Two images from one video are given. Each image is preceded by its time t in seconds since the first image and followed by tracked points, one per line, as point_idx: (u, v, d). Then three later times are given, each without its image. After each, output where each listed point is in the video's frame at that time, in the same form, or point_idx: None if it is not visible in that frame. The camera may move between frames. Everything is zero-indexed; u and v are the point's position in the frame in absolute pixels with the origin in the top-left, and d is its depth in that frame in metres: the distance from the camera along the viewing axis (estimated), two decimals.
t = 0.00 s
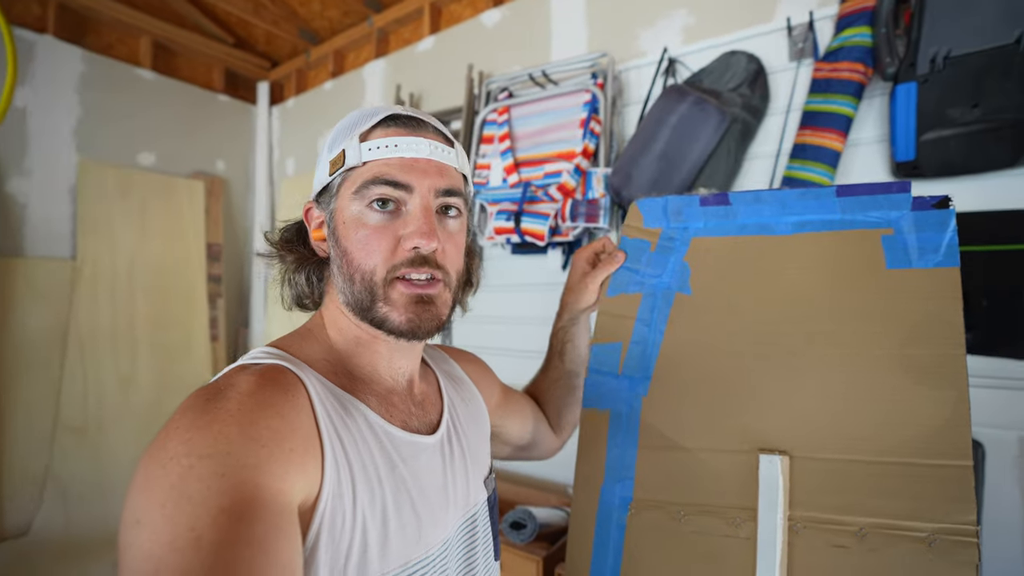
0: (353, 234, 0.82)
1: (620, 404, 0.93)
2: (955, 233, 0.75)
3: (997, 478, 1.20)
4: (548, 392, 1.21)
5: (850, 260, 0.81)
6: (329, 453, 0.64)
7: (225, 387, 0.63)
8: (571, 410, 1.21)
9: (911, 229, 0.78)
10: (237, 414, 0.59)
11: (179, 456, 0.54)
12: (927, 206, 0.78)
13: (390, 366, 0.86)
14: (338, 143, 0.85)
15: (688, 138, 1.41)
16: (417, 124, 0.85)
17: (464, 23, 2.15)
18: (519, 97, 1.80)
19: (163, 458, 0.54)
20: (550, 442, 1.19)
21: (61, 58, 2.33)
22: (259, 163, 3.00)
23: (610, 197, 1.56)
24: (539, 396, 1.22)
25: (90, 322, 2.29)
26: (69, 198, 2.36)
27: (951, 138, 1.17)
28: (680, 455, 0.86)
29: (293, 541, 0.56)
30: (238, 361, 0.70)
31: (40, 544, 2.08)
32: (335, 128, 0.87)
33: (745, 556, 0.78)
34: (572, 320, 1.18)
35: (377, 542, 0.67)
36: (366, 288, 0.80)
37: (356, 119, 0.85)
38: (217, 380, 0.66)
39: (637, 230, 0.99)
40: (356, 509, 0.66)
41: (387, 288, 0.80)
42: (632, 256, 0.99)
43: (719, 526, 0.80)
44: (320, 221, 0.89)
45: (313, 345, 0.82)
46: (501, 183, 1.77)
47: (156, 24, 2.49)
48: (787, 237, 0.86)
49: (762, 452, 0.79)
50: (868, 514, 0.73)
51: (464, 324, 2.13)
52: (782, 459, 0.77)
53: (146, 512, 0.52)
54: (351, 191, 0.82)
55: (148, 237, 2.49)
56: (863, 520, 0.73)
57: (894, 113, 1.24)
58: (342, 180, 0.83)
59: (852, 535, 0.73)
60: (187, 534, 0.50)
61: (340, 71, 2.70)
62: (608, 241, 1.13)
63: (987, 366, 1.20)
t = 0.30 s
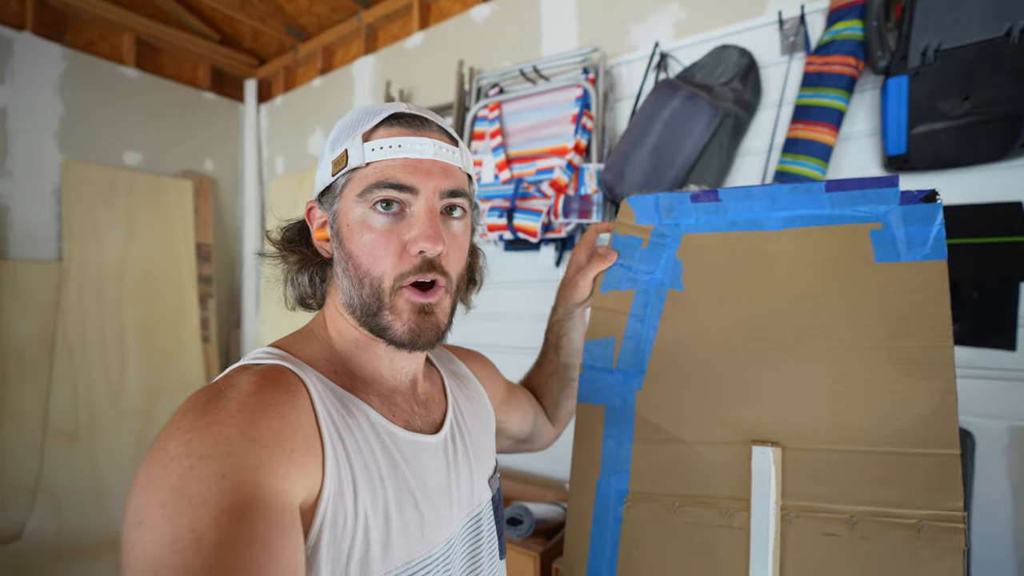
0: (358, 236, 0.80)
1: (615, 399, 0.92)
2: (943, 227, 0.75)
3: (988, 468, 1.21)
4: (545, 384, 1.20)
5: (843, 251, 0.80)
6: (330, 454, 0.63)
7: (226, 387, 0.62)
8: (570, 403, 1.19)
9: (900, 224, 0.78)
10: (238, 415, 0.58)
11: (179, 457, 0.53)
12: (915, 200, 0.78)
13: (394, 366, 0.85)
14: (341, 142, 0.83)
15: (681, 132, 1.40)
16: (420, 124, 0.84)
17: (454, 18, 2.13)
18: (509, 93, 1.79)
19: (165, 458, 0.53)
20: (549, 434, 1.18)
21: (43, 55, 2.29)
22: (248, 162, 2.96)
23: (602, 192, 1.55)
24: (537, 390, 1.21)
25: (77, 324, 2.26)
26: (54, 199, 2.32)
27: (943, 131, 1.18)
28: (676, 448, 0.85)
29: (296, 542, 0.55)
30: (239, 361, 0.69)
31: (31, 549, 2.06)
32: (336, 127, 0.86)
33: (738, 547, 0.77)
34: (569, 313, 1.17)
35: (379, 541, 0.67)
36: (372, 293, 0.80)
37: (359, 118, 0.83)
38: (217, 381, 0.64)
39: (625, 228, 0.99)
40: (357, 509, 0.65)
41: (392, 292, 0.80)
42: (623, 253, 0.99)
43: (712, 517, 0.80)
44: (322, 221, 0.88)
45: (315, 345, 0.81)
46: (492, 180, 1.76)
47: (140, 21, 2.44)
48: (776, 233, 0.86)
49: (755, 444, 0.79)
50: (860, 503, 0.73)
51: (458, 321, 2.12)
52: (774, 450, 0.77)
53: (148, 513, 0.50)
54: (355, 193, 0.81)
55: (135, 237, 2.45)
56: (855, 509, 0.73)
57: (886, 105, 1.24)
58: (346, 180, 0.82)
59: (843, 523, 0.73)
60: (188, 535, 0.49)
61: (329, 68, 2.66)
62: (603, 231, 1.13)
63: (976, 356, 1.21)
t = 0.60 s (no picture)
0: (356, 236, 0.79)
1: (619, 386, 0.93)
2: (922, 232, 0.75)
3: (992, 467, 1.20)
4: (540, 373, 1.19)
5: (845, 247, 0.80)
6: (329, 448, 0.63)
7: (222, 384, 0.62)
8: (559, 395, 1.19)
9: (882, 228, 0.78)
10: (235, 412, 0.58)
11: (177, 454, 0.53)
12: (896, 206, 0.78)
13: (390, 361, 0.85)
14: (334, 139, 0.82)
15: (685, 127, 1.39)
16: (416, 121, 0.84)
17: (457, 13, 2.12)
18: (512, 87, 1.78)
19: (163, 455, 0.53)
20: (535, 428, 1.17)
21: (48, 50, 2.30)
22: (252, 157, 2.97)
23: (606, 187, 1.54)
24: (529, 381, 1.20)
25: (83, 318, 2.27)
26: (60, 194, 2.34)
27: (951, 126, 1.16)
28: (675, 436, 0.86)
29: (294, 537, 0.55)
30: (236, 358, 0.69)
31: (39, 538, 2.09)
32: (329, 123, 0.85)
33: (732, 528, 0.78)
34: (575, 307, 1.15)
35: (380, 534, 0.67)
36: (371, 293, 0.79)
37: (354, 113, 0.82)
38: (213, 378, 0.64)
39: (632, 226, 0.99)
40: (357, 503, 0.65)
41: (391, 293, 0.79)
42: (629, 249, 0.99)
43: (709, 499, 0.81)
44: (317, 219, 0.87)
45: (311, 341, 0.81)
46: (495, 175, 1.75)
47: (145, 15, 2.45)
48: (769, 236, 0.86)
49: (747, 428, 0.80)
50: (845, 485, 0.74)
51: (459, 316, 2.12)
52: (766, 435, 0.78)
53: (147, 511, 0.51)
54: (351, 192, 0.80)
55: (140, 232, 2.46)
56: (840, 490, 0.74)
57: (893, 101, 1.23)
58: (341, 179, 0.81)
59: (830, 504, 0.74)
60: (186, 532, 0.49)
61: (332, 62, 2.66)
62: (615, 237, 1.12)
63: (979, 353, 1.20)
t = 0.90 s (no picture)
0: (409, 240, 0.81)
1: (643, 380, 0.98)
2: (922, 237, 0.79)
3: (1011, 471, 1.17)
4: (552, 360, 1.22)
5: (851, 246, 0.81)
6: (329, 446, 0.65)
7: (220, 387, 0.64)
8: (560, 391, 1.19)
9: (882, 234, 0.82)
10: (234, 413, 0.60)
11: (175, 457, 0.54)
12: (896, 214, 0.82)
13: (390, 358, 0.88)
14: (391, 139, 0.80)
15: (690, 133, 1.40)
16: (465, 140, 0.89)
17: (465, 24, 2.16)
18: (520, 95, 1.80)
19: (161, 459, 0.55)
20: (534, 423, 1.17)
21: (71, 68, 2.37)
22: (266, 169, 3.03)
23: (612, 193, 1.56)
24: (545, 366, 1.22)
25: (101, 328, 2.32)
26: (80, 207, 2.40)
27: (959, 126, 1.16)
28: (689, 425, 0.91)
29: (295, 534, 0.56)
30: (234, 361, 0.71)
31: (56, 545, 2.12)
32: (377, 115, 0.82)
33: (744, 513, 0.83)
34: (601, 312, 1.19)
35: (383, 529, 0.69)
36: (419, 296, 0.82)
37: (408, 120, 0.82)
38: (211, 381, 0.66)
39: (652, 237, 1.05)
40: (361, 499, 0.67)
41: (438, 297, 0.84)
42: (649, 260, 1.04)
43: (724, 484, 0.86)
44: (346, 215, 0.85)
45: (311, 342, 0.82)
46: (503, 182, 1.76)
47: (163, 33, 2.52)
48: (776, 246, 0.91)
49: (758, 418, 0.85)
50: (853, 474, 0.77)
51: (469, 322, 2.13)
52: (774, 424, 0.83)
53: (145, 514, 0.52)
54: (412, 198, 0.81)
55: (157, 243, 2.52)
56: (848, 479, 0.77)
57: (900, 101, 1.22)
58: (399, 184, 0.81)
59: (838, 491, 0.78)
60: (187, 535, 0.50)
61: (344, 75, 2.71)
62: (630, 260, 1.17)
63: (994, 353, 1.18)
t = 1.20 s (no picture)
0: (417, 244, 0.82)
1: (659, 378, 1.05)
2: (904, 250, 0.89)
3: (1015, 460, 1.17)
4: (568, 356, 1.22)
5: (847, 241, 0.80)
6: (326, 449, 0.65)
7: (217, 390, 0.64)
8: (570, 385, 1.19)
9: (870, 248, 0.92)
10: (230, 416, 0.60)
11: (171, 461, 0.54)
12: (880, 230, 0.92)
13: (387, 360, 0.88)
14: (407, 144, 0.81)
15: (686, 129, 1.39)
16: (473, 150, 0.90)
17: (460, 27, 2.16)
18: (515, 97, 1.80)
19: (157, 462, 0.55)
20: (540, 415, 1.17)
21: (68, 80, 2.39)
22: (265, 176, 3.04)
23: (609, 192, 1.55)
24: (558, 361, 1.22)
25: (104, 336, 2.33)
26: (79, 218, 2.41)
27: (955, 116, 1.15)
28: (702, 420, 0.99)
29: (290, 539, 0.56)
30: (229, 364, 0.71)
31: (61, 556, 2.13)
32: (393, 118, 0.82)
33: (752, 499, 0.90)
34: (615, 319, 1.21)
35: (380, 532, 0.69)
36: (426, 299, 0.83)
37: (422, 126, 0.83)
38: (207, 384, 0.66)
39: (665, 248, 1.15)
40: (358, 502, 0.67)
41: (443, 300, 0.85)
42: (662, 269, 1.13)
43: (733, 472, 0.92)
44: (354, 215, 0.84)
45: (307, 346, 0.82)
46: (500, 184, 1.76)
47: (160, 43, 2.53)
48: (778, 258, 1.01)
49: (763, 411, 0.92)
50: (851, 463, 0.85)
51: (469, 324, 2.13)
52: (778, 416, 0.90)
53: (140, 518, 0.52)
54: (423, 202, 0.82)
55: (158, 253, 2.53)
56: (848, 467, 0.84)
57: (896, 94, 1.22)
58: (411, 188, 0.81)
59: (838, 478, 0.85)
60: (182, 539, 0.50)
61: (340, 81, 2.72)
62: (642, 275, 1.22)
63: (995, 345, 1.18)
